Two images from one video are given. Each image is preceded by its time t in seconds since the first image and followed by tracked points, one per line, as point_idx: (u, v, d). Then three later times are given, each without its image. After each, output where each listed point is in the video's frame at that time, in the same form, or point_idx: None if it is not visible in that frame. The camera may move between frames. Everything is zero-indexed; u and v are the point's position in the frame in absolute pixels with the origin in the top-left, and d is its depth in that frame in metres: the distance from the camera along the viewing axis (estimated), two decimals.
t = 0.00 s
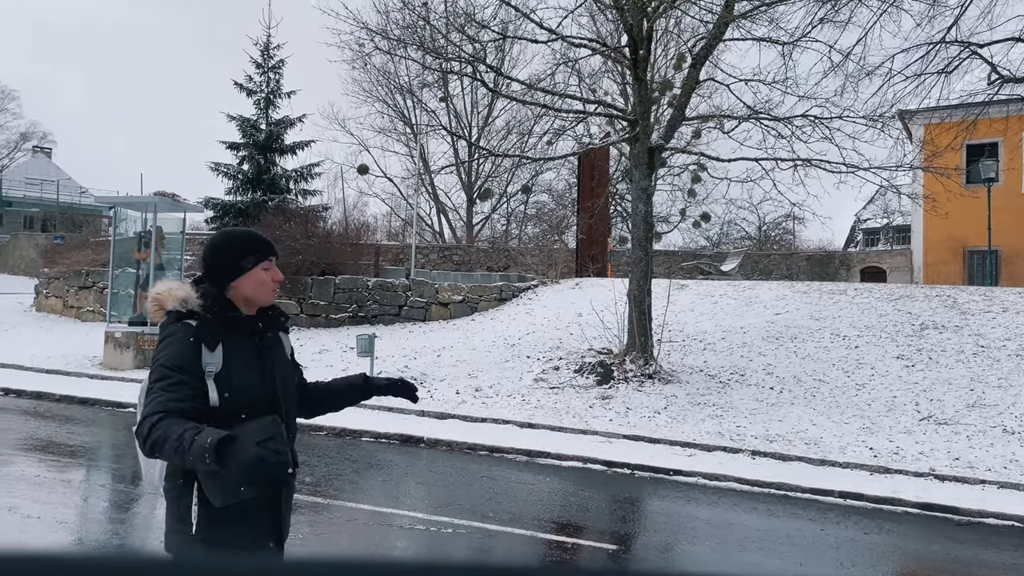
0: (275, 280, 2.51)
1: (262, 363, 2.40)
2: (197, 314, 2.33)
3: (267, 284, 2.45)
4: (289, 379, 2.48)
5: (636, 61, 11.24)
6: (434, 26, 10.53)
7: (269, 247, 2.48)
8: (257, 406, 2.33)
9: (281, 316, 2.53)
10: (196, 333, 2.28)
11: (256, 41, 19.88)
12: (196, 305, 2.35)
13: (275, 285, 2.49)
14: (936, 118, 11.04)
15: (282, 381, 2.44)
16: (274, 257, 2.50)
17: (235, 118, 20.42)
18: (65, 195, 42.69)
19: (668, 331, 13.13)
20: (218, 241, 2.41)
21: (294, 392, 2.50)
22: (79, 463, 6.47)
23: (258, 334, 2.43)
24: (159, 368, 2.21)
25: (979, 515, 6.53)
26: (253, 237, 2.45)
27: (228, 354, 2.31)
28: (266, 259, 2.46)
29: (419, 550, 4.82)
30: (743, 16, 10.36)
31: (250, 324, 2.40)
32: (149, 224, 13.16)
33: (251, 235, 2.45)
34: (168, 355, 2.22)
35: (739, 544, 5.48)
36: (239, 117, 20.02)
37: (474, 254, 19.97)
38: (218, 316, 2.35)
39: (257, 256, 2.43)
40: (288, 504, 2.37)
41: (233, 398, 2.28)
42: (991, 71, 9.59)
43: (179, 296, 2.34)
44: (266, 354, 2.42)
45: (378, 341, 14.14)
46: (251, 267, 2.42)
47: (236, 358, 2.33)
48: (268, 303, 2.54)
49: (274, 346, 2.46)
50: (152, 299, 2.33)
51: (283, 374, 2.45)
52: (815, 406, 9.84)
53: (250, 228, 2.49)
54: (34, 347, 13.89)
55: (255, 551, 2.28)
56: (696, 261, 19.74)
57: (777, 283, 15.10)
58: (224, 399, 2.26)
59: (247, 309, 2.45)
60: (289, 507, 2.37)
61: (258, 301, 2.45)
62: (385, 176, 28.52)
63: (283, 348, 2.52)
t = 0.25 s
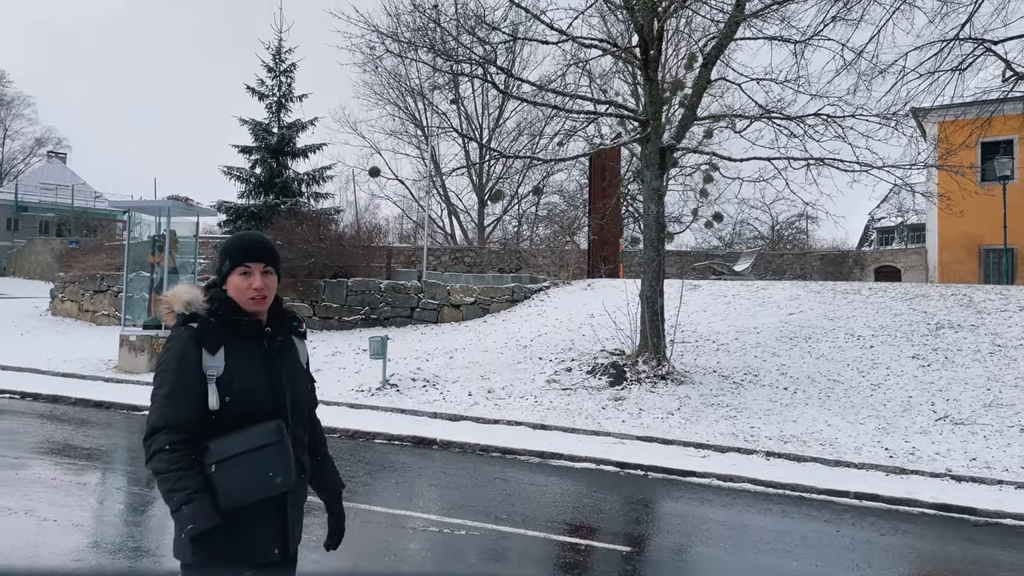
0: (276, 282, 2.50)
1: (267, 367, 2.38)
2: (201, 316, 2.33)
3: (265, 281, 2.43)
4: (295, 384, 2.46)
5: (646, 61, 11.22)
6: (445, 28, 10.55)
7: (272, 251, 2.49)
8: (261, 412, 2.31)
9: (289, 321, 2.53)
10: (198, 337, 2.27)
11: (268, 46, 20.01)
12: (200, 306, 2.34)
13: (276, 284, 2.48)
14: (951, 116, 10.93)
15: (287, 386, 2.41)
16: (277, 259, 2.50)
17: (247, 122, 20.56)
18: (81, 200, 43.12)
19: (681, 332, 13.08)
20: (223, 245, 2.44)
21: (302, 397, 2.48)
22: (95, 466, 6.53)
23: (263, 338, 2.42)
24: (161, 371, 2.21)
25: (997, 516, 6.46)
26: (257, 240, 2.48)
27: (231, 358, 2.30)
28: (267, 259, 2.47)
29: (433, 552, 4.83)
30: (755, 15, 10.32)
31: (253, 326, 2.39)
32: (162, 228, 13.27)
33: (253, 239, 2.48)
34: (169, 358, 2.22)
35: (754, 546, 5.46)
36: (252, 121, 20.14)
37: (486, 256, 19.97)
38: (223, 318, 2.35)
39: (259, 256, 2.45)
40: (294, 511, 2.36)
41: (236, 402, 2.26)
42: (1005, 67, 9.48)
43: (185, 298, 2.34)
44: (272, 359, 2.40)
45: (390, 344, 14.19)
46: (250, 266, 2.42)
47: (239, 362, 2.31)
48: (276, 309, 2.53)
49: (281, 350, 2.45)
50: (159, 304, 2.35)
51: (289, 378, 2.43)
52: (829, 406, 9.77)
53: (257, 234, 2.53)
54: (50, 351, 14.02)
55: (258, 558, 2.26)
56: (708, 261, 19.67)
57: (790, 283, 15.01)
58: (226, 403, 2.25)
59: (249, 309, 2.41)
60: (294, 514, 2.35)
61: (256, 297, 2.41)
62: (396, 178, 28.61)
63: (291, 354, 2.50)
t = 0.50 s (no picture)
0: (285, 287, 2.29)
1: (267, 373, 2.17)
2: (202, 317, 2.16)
3: (266, 286, 2.22)
4: (300, 391, 2.24)
5: (661, 61, 11.21)
6: (460, 32, 10.60)
7: (281, 253, 2.29)
8: (253, 422, 2.12)
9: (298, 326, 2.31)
10: (191, 339, 2.09)
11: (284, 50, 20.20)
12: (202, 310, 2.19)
13: (282, 290, 2.26)
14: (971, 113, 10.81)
15: (289, 394, 2.20)
16: (286, 262, 2.30)
17: (265, 127, 20.77)
18: (101, 204, 43.69)
19: (698, 333, 13.04)
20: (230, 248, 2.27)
21: (308, 406, 2.26)
22: (116, 469, 6.63)
23: (267, 344, 2.22)
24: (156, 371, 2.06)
25: (1021, 517, 6.39)
26: (266, 241, 2.29)
27: (226, 363, 2.11)
28: (274, 262, 2.27)
29: (451, 554, 4.86)
30: (770, 13, 10.28)
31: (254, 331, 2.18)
32: (181, 232, 13.46)
33: (262, 240, 2.29)
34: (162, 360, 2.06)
35: (772, 547, 5.44)
36: (269, 126, 20.34)
37: (502, 257, 20.02)
38: (224, 321, 2.16)
39: (265, 258, 2.25)
40: (285, 530, 2.13)
41: (227, 410, 2.08)
42: None
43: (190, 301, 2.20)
44: (273, 365, 2.19)
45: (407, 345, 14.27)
46: (252, 270, 2.23)
47: (235, 367, 2.11)
48: (287, 314, 2.32)
49: (286, 355, 2.24)
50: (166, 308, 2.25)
51: (292, 386, 2.21)
52: (849, 407, 9.70)
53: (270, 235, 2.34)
54: (72, 354, 14.25)
55: None
56: (725, 261, 19.62)
57: (808, 282, 14.92)
58: (215, 410, 2.06)
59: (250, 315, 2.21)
60: (289, 533, 2.13)
61: (255, 304, 2.21)
62: (413, 181, 28.78)
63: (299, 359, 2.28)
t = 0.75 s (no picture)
0: (300, 294, 2.24)
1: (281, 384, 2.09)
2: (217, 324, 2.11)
3: (280, 291, 2.18)
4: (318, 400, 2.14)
5: (677, 61, 11.17)
6: (475, 33, 10.63)
7: (296, 258, 2.25)
8: (264, 433, 2.04)
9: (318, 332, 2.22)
10: (204, 348, 2.04)
11: (301, 54, 20.36)
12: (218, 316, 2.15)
13: (296, 296, 2.22)
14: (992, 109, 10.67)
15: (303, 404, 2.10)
16: (300, 268, 2.26)
17: (282, 130, 20.95)
18: (122, 206, 44.20)
19: (716, 333, 12.98)
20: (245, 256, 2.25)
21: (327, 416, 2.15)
22: (136, 470, 6.73)
23: (281, 352, 2.14)
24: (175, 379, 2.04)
25: None
26: (281, 247, 2.25)
27: (240, 373, 2.04)
28: (288, 267, 2.23)
29: (468, 555, 4.90)
30: (787, 11, 10.21)
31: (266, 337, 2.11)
32: (200, 235, 13.63)
33: (276, 245, 2.25)
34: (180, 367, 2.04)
35: (792, 550, 5.41)
36: (286, 129, 20.51)
37: (518, 258, 20.03)
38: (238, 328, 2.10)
39: (279, 263, 2.21)
40: (298, 544, 2.04)
41: (238, 421, 2.01)
42: None
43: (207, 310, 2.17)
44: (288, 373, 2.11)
45: (424, 347, 14.33)
46: (266, 275, 2.19)
47: (248, 377, 2.04)
48: (305, 320, 2.25)
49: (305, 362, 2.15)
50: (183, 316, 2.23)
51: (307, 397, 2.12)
52: (869, 408, 9.62)
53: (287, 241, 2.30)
54: (94, 357, 14.46)
55: None
56: (743, 261, 19.53)
57: (827, 282, 14.80)
58: (226, 421, 2.01)
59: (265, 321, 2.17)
60: (301, 546, 2.04)
61: (269, 308, 2.16)
62: (429, 183, 28.88)
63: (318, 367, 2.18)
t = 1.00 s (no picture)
0: (343, 307, 2.16)
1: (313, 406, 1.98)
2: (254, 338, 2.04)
3: (323, 302, 2.10)
4: (352, 427, 2.02)
5: (698, 59, 11.13)
6: (494, 35, 10.68)
7: (337, 271, 2.18)
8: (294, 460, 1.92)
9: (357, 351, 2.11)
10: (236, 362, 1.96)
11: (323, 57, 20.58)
12: (256, 327, 2.07)
13: (339, 309, 2.14)
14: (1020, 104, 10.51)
15: (334, 429, 1.99)
16: (343, 281, 2.18)
17: (304, 133, 21.18)
18: (148, 209, 44.94)
19: (738, 333, 12.90)
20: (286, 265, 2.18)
21: (360, 444, 2.03)
22: (162, 470, 6.85)
23: (316, 370, 2.04)
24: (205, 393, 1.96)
25: None
26: (322, 257, 2.18)
27: (270, 392, 1.94)
28: (330, 279, 2.15)
29: (491, 555, 4.94)
30: (809, 9, 10.14)
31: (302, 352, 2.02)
32: (224, 238, 13.83)
33: (318, 255, 2.18)
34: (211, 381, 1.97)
35: (816, 551, 5.39)
36: (308, 132, 20.72)
37: (538, 258, 20.05)
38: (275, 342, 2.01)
39: (321, 275, 2.14)
40: None
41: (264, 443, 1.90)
42: None
43: (245, 320, 2.09)
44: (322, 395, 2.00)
45: (445, 347, 14.41)
46: (308, 286, 2.12)
47: (277, 397, 1.94)
48: (346, 334, 2.15)
49: (342, 384, 2.04)
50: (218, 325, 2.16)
51: (340, 423, 2.00)
52: (894, 408, 9.51)
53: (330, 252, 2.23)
54: (121, 358, 14.72)
55: None
56: (765, 260, 19.43)
57: (851, 281, 14.65)
58: (252, 442, 1.91)
59: (306, 335, 2.08)
60: None
61: (310, 321, 2.07)
62: (449, 184, 29.01)
63: (355, 391, 2.06)
